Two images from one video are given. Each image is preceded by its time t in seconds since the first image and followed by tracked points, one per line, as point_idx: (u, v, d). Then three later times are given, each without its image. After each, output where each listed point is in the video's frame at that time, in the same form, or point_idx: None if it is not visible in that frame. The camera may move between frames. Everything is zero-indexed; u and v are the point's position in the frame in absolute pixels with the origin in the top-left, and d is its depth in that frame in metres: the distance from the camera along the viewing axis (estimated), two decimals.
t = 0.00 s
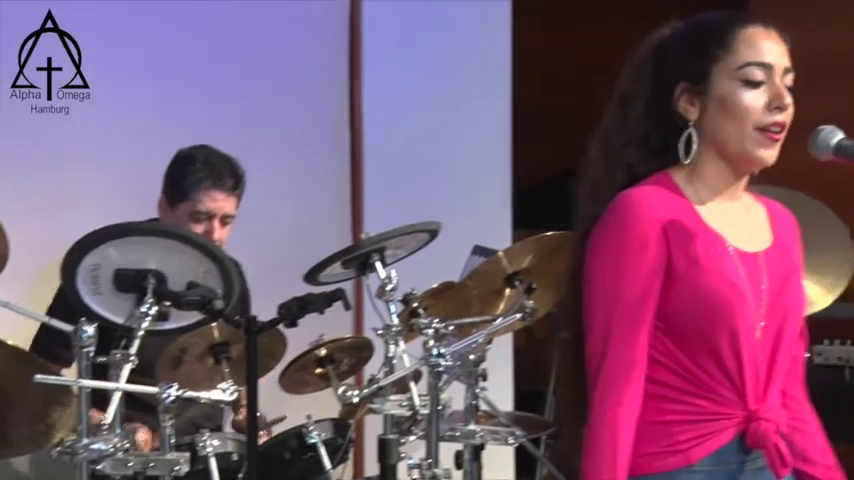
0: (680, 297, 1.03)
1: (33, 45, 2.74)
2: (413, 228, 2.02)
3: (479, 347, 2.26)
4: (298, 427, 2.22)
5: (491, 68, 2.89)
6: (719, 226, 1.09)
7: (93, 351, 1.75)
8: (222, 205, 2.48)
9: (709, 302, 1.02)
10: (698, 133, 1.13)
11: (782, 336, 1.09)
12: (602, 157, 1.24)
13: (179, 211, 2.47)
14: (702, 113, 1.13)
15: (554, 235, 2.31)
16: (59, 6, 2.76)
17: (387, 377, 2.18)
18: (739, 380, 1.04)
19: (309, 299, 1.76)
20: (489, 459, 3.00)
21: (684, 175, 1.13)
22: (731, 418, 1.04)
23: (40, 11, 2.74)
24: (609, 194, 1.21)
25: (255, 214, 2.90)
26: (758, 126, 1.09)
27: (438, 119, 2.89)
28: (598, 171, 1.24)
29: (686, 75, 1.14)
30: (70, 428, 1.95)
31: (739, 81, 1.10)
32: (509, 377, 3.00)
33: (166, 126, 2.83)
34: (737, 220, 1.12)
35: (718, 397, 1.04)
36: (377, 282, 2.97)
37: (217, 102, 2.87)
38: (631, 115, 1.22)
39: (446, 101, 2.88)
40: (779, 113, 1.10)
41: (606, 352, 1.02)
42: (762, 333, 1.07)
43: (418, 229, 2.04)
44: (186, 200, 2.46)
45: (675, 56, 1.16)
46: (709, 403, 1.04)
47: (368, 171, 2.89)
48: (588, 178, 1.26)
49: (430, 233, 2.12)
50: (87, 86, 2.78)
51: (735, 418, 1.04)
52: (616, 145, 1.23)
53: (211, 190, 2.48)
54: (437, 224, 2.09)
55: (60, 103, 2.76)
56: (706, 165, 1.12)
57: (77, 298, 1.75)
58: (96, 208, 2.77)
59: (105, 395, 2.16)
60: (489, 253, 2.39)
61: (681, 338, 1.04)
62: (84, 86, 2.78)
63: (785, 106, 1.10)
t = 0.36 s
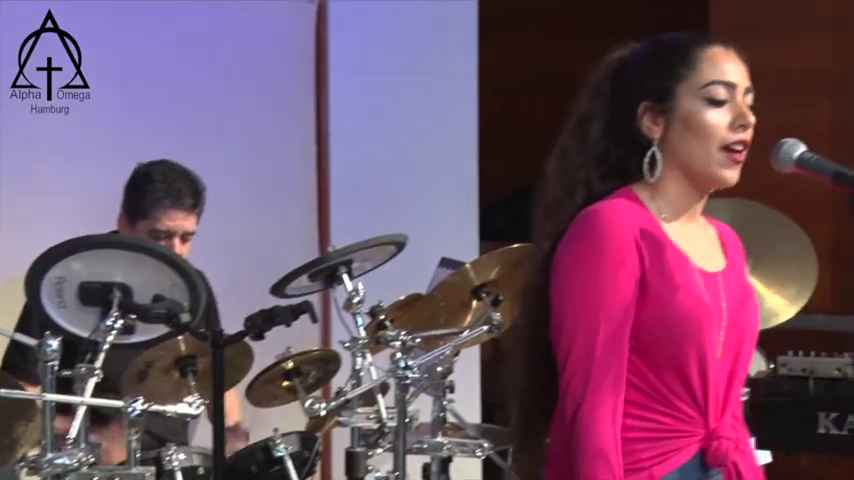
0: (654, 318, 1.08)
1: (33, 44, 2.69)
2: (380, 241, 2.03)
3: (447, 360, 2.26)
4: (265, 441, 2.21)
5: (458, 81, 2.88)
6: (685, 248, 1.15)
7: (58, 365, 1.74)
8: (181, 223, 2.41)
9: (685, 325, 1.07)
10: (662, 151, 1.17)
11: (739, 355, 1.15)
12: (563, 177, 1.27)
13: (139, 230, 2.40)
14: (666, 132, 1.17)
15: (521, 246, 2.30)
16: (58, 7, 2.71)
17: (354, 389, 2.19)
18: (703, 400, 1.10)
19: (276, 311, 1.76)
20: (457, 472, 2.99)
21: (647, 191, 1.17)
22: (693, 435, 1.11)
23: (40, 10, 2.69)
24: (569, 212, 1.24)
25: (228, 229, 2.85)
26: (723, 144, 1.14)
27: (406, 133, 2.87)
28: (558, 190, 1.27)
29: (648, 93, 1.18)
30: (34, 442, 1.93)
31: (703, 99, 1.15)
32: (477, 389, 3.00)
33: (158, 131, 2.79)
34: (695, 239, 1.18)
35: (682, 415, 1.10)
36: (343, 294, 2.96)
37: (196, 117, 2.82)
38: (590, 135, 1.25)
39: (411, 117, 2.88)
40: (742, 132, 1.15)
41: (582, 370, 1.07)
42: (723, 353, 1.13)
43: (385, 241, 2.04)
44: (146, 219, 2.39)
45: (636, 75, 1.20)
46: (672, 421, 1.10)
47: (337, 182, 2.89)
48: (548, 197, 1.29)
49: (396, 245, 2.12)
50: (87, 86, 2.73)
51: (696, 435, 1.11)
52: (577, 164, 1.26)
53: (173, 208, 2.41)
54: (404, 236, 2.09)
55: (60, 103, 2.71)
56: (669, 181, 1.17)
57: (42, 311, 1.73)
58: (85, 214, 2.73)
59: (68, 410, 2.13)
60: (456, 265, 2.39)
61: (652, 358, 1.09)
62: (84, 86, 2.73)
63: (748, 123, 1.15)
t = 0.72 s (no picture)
0: (631, 322, 1.08)
1: (33, 45, 2.71)
2: (348, 248, 2.03)
3: (416, 368, 2.27)
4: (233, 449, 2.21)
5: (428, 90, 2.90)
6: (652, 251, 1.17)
7: (23, 374, 1.73)
8: (147, 226, 2.36)
9: (662, 329, 1.08)
10: (633, 157, 1.18)
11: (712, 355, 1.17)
12: (528, 186, 1.27)
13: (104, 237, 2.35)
14: (636, 137, 1.18)
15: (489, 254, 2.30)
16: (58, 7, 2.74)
17: (323, 397, 2.19)
18: (681, 402, 1.12)
19: (243, 319, 1.76)
20: None
21: (618, 198, 1.18)
22: (674, 437, 1.12)
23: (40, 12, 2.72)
24: (536, 221, 1.23)
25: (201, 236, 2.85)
26: (692, 148, 1.15)
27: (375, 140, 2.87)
28: (524, 199, 1.26)
29: (616, 100, 1.19)
30: None
31: (672, 104, 1.16)
32: (446, 397, 3.00)
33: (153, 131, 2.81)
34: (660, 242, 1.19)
35: (661, 417, 1.12)
36: (312, 302, 2.95)
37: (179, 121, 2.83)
38: (557, 144, 1.25)
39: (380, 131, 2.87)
40: (711, 135, 1.16)
41: (561, 380, 1.06)
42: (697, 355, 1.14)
43: (354, 249, 2.04)
44: (111, 226, 2.34)
45: (603, 83, 1.21)
46: (653, 424, 1.11)
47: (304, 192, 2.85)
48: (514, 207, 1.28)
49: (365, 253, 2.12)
50: (87, 86, 2.76)
51: (676, 438, 1.13)
52: (545, 174, 1.26)
53: (136, 213, 2.36)
54: (373, 244, 2.09)
55: (60, 103, 2.74)
56: (640, 188, 1.18)
57: (7, 320, 1.72)
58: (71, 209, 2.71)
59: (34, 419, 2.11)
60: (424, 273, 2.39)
61: (631, 363, 1.10)
62: (84, 86, 2.76)
63: (717, 126, 1.16)
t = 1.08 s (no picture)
0: (601, 324, 1.14)
1: (33, 45, 2.75)
2: (321, 253, 2.03)
3: (388, 373, 2.26)
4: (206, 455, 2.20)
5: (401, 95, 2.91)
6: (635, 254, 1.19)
7: None
8: (110, 223, 2.32)
9: (630, 329, 1.13)
10: (611, 166, 1.21)
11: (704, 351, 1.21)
12: (512, 187, 1.29)
13: (70, 243, 2.30)
14: (612, 146, 1.20)
15: (461, 259, 2.31)
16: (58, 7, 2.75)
17: (295, 402, 2.17)
18: (667, 399, 1.17)
19: (215, 325, 1.76)
20: None
21: (594, 206, 1.21)
22: (666, 433, 1.17)
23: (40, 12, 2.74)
24: (520, 228, 1.26)
25: (171, 240, 2.82)
26: (666, 157, 1.16)
27: (347, 145, 2.87)
28: (509, 201, 1.29)
29: (593, 109, 1.21)
30: None
31: (648, 114, 1.18)
32: (419, 402, 3.00)
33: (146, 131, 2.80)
34: (649, 245, 1.22)
35: (649, 414, 1.16)
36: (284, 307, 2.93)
37: (163, 122, 2.80)
38: (540, 145, 1.27)
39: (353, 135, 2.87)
40: (687, 144, 1.17)
41: (533, 386, 1.14)
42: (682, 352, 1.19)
43: (327, 254, 2.04)
44: (74, 230, 2.30)
45: (581, 88, 1.23)
46: (642, 421, 1.16)
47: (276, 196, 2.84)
48: (500, 208, 1.30)
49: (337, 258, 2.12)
50: (87, 86, 2.76)
51: (669, 434, 1.17)
52: (526, 176, 1.28)
53: (98, 210, 2.32)
54: (345, 249, 2.09)
55: (60, 103, 2.77)
56: (616, 195, 1.21)
57: None
58: (30, 214, 2.74)
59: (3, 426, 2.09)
60: (397, 278, 2.39)
61: (612, 362, 1.15)
62: (84, 86, 2.77)
63: (692, 135, 1.17)
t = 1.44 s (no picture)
0: (564, 329, 1.18)
1: (32, 45, 2.71)
2: (295, 258, 2.03)
3: (363, 379, 2.27)
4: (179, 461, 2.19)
5: (374, 99, 2.92)
6: (617, 257, 1.23)
7: None
8: (78, 220, 2.30)
9: (586, 333, 1.17)
10: (581, 176, 1.24)
11: (693, 352, 1.20)
12: (502, 185, 1.33)
13: (40, 246, 2.27)
14: (581, 158, 1.23)
15: (436, 264, 2.31)
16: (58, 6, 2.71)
17: (269, 408, 2.17)
18: (638, 400, 1.18)
19: (189, 331, 1.75)
20: None
21: (571, 213, 1.26)
22: (640, 435, 1.18)
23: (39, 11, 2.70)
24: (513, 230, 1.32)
25: (146, 243, 2.80)
26: (633, 174, 1.18)
27: (322, 150, 2.88)
28: (502, 201, 1.33)
29: (565, 121, 1.24)
30: None
31: (612, 132, 1.20)
32: (394, 407, 3.00)
33: (129, 135, 2.78)
34: (635, 246, 1.24)
35: (623, 416, 1.19)
36: (258, 313, 2.93)
37: (137, 127, 2.78)
38: (526, 145, 1.30)
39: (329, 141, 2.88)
40: (650, 161, 1.18)
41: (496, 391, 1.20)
42: (663, 354, 1.20)
43: (301, 260, 2.04)
44: (43, 231, 2.27)
45: (559, 96, 1.25)
46: (616, 423, 1.19)
47: (250, 202, 2.83)
48: (497, 210, 1.34)
49: (311, 264, 2.11)
50: (87, 86, 2.74)
51: (643, 435, 1.18)
52: (517, 178, 1.31)
53: (64, 208, 2.29)
54: (319, 255, 2.09)
55: (60, 103, 2.73)
56: (590, 205, 1.25)
57: None
58: None
59: None
60: (370, 283, 2.39)
61: (578, 366, 1.19)
62: (84, 86, 2.74)
63: (656, 152, 1.18)
